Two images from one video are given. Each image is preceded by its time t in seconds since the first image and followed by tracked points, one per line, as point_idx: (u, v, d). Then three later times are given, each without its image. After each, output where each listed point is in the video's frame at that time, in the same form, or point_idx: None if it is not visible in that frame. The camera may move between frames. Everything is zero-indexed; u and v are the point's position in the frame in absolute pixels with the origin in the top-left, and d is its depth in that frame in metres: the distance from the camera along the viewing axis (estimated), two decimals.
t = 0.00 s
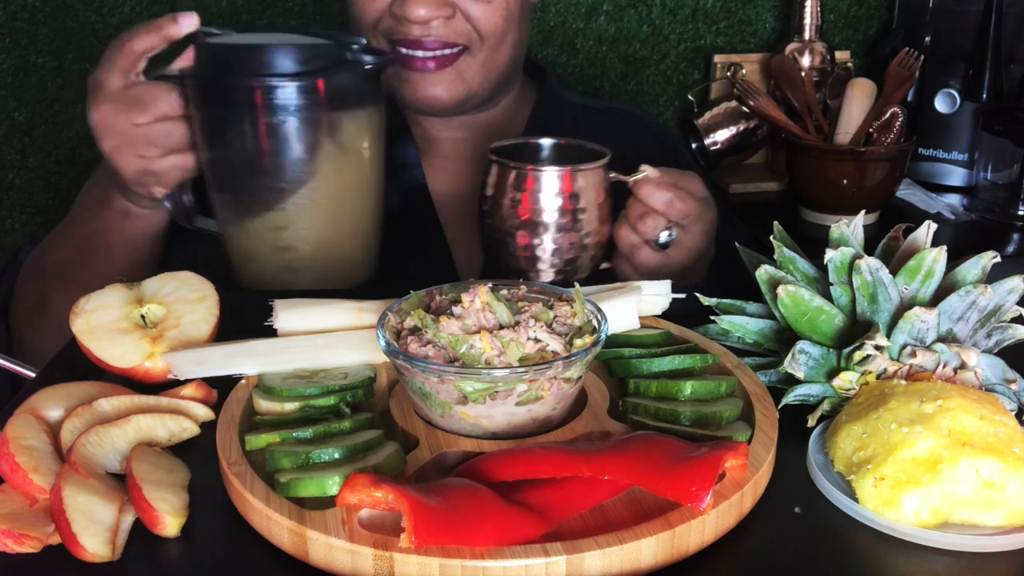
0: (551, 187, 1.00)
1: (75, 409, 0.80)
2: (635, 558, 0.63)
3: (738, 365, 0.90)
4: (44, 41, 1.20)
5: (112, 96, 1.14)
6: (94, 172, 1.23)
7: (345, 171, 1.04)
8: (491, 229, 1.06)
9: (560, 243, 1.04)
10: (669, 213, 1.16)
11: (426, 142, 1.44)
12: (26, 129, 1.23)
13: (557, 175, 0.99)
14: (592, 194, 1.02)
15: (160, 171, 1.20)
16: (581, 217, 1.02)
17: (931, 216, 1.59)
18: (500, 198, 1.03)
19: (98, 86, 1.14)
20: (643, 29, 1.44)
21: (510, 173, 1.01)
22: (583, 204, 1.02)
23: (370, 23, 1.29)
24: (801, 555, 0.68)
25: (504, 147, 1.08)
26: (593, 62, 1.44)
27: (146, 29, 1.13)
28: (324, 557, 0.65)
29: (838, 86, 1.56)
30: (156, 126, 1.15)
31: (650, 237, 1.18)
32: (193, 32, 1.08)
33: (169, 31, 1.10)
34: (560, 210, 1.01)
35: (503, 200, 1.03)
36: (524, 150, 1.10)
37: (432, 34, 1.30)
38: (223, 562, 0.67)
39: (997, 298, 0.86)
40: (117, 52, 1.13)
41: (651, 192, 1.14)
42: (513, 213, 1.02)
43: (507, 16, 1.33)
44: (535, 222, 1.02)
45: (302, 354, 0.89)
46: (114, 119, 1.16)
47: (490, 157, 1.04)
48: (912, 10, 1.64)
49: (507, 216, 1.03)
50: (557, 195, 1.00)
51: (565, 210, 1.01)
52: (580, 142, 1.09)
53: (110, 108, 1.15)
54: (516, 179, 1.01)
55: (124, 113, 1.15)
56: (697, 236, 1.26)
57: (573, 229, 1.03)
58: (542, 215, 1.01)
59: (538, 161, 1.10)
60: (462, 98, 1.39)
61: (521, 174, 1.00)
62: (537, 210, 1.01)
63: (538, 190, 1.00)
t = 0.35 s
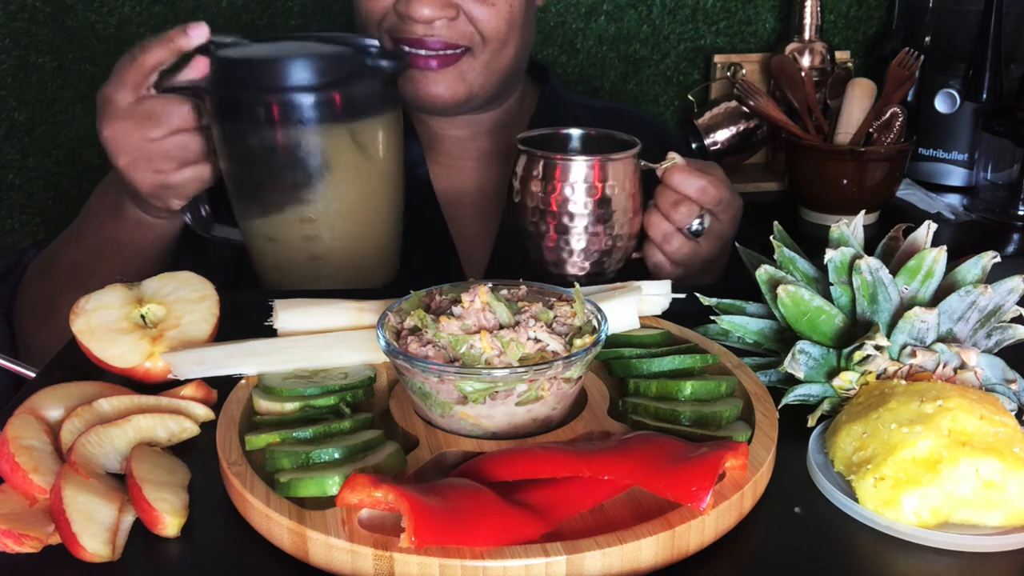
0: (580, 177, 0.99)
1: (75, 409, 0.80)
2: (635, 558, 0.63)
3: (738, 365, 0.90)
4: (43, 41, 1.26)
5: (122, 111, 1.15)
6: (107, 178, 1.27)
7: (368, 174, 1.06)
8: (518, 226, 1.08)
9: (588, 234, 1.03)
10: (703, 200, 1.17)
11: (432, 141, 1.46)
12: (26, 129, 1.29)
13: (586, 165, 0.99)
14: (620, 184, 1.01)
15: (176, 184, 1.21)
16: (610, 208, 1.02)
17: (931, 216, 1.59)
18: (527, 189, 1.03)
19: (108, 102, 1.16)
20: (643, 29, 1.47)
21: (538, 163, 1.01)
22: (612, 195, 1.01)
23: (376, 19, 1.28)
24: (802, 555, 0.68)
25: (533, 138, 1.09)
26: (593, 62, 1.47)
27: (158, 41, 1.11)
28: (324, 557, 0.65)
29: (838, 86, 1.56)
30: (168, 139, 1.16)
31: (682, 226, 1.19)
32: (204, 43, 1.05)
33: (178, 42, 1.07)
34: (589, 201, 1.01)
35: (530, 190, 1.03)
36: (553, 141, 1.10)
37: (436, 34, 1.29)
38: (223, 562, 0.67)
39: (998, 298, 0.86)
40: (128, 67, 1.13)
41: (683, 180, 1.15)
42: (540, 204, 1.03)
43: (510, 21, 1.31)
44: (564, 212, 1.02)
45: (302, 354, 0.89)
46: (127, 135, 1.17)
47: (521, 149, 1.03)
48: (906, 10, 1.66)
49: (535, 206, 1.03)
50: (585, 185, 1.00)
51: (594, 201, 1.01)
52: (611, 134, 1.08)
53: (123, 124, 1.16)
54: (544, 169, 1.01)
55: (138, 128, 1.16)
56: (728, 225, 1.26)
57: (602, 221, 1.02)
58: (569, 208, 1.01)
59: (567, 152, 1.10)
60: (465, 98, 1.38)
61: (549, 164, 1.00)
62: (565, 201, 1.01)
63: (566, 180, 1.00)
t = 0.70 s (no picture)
0: (573, 187, 1.00)
1: (75, 409, 0.80)
2: (635, 558, 0.63)
3: (738, 365, 0.90)
4: (43, 41, 1.21)
5: (115, 114, 1.13)
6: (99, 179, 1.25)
7: (354, 182, 1.05)
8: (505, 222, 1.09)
9: (581, 243, 1.03)
10: (697, 211, 1.16)
11: (433, 140, 1.46)
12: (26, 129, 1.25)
13: (580, 175, 0.99)
14: (613, 194, 1.01)
15: (168, 185, 1.21)
16: (603, 217, 1.02)
17: (931, 216, 1.59)
18: (520, 198, 1.03)
19: (99, 104, 1.14)
20: (643, 29, 1.45)
21: (531, 172, 1.01)
22: (605, 204, 1.01)
23: (381, 16, 1.28)
24: (802, 555, 0.68)
25: (525, 145, 1.09)
26: (593, 62, 1.46)
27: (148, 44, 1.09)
28: (324, 557, 0.65)
29: (839, 86, 1.56)
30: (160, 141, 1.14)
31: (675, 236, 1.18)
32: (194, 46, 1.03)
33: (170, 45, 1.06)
34: (582, 211, 1.01)
35: (523, 200, 1.03)
36: (546, 148, 1.11)
37: (442, 31, 1.29)
38: (223, 562, 0.67)
39: (997, 298, 0.86)
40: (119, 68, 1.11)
41: (677, 189, 1.14)
42: (532, 212, 1.03)
43: (513, 18, 1.31)
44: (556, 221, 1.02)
45: (302, 354, 0.89)
46: (120, 137, 1.15)
47: (515, 158, 1.02)
48: (906, 10, 1.65)
49: (527, 214, 1.03)
50: (579, 195, 1.00)
51: (587, 211, 1.01)
52: (605, 141, 1.08)
53: (114, 126, 1.14)
54: (537, 178, 1.01)
55: (130, 130, 1.14)
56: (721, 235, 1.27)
57: (595, 230, 1.03)
58: (563, 217, 1.01)
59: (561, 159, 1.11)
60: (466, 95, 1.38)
61: (542, 174, 1.00)
62: (558, 210, 1.01)
63: (558, 191, 1.00)
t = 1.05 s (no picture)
0: (526, 184, 1.20)
1: (75, 409, 0.80)
2: (635, 558, 0.63)
3: (738, 365, 0.90)
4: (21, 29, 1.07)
5: (67, 49, 1.07)
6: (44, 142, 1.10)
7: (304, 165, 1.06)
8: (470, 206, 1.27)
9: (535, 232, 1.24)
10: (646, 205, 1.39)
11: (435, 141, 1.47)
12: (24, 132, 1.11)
13: (532, 175, 1.20)
14: (560, 188, 1.21)
15: (99, 132, 1.11)
16: (556, 209, 1.23)
17: (931, 216, 1.59)
18: (477, 198, 1.24)
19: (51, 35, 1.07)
20: (643, 29, 1.42)
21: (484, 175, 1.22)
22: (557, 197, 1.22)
23: (396, 14, 1.25)
24: (804, 555, 0.68)
25: (476, 146, 1.27)
26: (594, 62, 1.40)
27: None
28: (324, 557, 0.65)
29: (838, 86, 1.56)
30: (107, 85, 1.08)
31: (626, 228, 1.37)
32: None
33: None
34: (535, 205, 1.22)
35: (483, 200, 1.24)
36: (498, 147, 1.29)
37: (456, 20, 1.26)
38: (224, 561, 0.67)
39: (997, 298, 0.86)
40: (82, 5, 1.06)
41: (628, 186, 1.35)
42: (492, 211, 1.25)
43: (526, 10, 1.30)
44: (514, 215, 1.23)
45: (302, 354, 0.89)
46: (64, 73, 1.08)
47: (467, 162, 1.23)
48: (907, 10, 1.62)
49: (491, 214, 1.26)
50: (532, 191, 1.21)
51: (539, 204, 1.22)
52: (552, 140, 1.31)
53: (63, 62, 1.07)
54: (490, 179, 1.22)
55: (77, 67, 1.08)
56: (679, 227, 1.43)
57: (550, 220, 1.23)
58: (520, 210, 1.22)
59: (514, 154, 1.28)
60: (485, 89, 1.32)
61: (495, 175, 1.21)
62: (514, 206, 1.22)
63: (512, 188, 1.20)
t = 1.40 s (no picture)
0: (485, 161, 0.93)
1: (75, 409, 0.80)
2: (635, 558, 0.63)
3: (738, 365, 0.90)
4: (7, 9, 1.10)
5: None
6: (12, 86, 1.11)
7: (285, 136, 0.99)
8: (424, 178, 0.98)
9: (496, 219, 0.98)
10: (609, 184, 1.10)
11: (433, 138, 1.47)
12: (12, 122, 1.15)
13: (491, 149, 0.92)
14: (528, 165, 0.95)
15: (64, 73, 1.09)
16: (518, 188, 0.96)
17: (931, 216, 1.59)
18: (432, 174, 0.97)
19: None
20: (643, 29, 1.43)
21: (440, 149, 0.94)
22: (520, 175, 0.95)
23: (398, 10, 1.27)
24: (804, 555, 0.68)
25: (433, 120, 1.03)
26: (593, 62, 1.43)
27: None
28: (323, 557, 0.65)
29: (838, 86, 1.56)
30: (76, 24, 1.06)
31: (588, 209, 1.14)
32: None
33: None
34: (496, 183, 0.94)
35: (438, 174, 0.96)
36: (455, 122, 1.05)
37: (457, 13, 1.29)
38: (223, 561, 0.67)
39: (998, 298, 0.86)
40: None
41: (589, 164, 1.06)
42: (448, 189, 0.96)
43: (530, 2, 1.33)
44: (470, 197, 0.96)
45: (302, 354, 0.89)
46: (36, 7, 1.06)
47: (420, 133, 0.96)
48: (906, 10, 1.63)
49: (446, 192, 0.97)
50: (492, 168, 0.94)
51: (502, 183, 0.94)
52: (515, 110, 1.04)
53: None
54: (446, 154, 0.94)
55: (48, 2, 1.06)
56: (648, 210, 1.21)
57: (512, 203, 0.97)
58: (478, 192, 0.95)
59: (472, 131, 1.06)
60: (487, 81, 1.36)
61: (451, 149, 0.93)
62: (471, 185, 0.95)
63: (471, 165, 0.94)
